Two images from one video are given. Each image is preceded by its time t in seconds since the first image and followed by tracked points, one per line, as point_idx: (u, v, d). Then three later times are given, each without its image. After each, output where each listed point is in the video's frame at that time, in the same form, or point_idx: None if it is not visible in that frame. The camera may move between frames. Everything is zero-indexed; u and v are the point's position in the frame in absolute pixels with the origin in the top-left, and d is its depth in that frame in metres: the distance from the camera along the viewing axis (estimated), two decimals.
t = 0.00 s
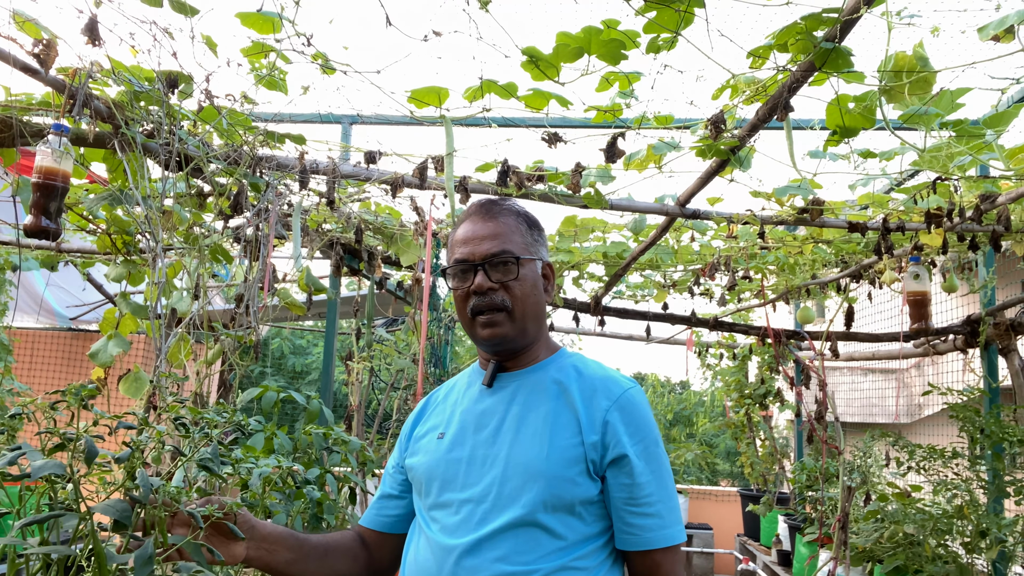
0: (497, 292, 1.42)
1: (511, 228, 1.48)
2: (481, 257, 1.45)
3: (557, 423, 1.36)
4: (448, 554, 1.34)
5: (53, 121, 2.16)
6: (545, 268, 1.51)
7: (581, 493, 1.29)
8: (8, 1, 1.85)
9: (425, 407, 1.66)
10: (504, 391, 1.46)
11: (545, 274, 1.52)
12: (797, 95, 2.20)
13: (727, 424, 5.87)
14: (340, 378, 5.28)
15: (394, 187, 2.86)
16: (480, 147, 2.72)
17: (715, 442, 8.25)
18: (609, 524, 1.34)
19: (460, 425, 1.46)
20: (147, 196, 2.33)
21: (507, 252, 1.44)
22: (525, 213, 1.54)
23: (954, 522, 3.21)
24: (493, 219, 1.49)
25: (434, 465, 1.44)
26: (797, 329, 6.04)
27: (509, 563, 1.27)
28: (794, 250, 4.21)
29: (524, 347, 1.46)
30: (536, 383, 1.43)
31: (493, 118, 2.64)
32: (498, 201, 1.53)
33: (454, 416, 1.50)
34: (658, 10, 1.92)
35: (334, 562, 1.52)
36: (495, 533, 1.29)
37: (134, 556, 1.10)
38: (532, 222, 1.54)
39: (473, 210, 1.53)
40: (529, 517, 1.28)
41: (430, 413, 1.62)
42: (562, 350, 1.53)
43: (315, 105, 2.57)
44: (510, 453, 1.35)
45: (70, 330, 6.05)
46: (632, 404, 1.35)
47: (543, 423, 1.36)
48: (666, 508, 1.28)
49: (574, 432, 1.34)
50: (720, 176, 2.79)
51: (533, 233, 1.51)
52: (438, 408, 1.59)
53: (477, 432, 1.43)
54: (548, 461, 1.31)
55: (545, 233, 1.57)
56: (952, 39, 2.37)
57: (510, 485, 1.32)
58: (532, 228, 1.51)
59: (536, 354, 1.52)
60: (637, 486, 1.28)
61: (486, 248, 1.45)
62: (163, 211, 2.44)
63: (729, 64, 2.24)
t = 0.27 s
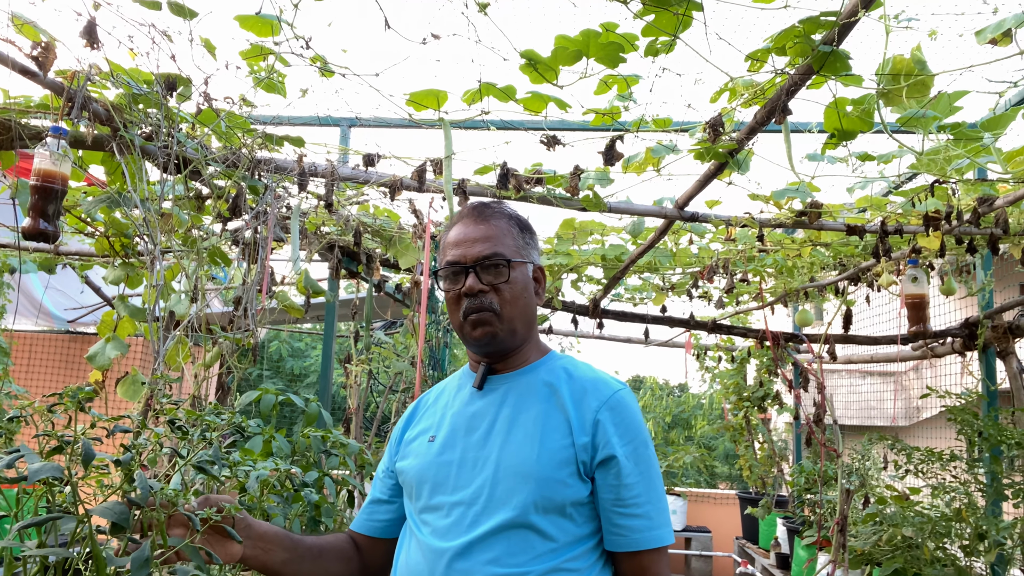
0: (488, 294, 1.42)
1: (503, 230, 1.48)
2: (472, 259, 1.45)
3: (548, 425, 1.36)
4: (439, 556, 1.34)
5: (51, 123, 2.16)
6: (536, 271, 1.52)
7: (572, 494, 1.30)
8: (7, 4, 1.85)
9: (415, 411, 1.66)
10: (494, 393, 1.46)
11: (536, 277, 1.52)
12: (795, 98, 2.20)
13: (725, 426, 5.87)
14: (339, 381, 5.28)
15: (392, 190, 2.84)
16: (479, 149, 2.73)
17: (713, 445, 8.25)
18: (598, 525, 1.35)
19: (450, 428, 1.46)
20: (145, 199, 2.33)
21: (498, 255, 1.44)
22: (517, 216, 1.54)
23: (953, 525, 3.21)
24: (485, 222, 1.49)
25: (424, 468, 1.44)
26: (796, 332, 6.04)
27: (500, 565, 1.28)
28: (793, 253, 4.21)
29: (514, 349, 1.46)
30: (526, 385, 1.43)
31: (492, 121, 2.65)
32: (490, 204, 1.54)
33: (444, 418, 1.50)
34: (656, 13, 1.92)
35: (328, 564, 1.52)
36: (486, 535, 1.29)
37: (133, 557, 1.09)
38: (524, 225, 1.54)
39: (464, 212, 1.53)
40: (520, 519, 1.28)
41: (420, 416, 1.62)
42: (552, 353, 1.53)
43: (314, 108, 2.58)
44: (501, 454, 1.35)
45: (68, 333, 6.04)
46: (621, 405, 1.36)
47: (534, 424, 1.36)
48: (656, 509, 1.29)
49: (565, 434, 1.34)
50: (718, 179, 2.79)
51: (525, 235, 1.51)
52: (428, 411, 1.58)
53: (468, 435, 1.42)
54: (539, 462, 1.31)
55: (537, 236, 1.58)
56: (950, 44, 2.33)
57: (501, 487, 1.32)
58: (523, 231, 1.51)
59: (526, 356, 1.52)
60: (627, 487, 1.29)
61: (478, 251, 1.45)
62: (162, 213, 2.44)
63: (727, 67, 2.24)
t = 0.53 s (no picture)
0: (481, 297, 1.42)
1: (496, 233, 1.48)
2: (465, 262, 1.45)
3: (540, 427, 1.36)
4: (431, 558, 1.34)
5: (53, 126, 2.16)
6: (528, 274, 1.52)
7: (564, 495, 1.30)
8: (9, 7, 1.86)
9: (407, 413, 1.65)
10: (486, 396, 1.46)
11: (529, 280, 1.52)
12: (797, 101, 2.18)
13: (727, 429, 5.86)
14: (340, 383, 5.27)
15: (394, 192, 2.84)
16: (481, 152, 2.74)
17: (715, 447, 8.23)
18: (590, 526, 1.35)
19: (442, 430, 1.46)
20: (147, 202, 2.33)
21: (491, 258, 1.44)
22: (510, 218, 1.54)
23: (955, 528, 3.21)
24: (478, 225, 1.49)
25: (416, 470, 1.44)
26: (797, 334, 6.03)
27: (492, 566, 1.28)
28: (794, 255, 4.21)
29: (507, 352, 1.46)
30: (518, 387, 1.43)
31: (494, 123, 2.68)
32: (483, 206, 1.53)
33: (436, 421, 1.50)
34: (657, 16, 1.93)
35: (325, 568, 1.52)
36: (479, 536, 1.29)
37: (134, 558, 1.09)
38: (517, 227, 1.53)
39: (458, 214, 1.53)
40: (511, 520, 1.28)
41: (411, 419, 1.62)
42: (544, 355, 1.53)
43: (315, 111, 2.58)
44: (493, 456, 1.35)
45: (70, 336, 6.04)
46: (612, 407, 1.36)
47: (526, 426, 1.36)
48: (646, 509, 1.30)
49: (556, 435, 1.34)
50: (720, 181, 2.79)
51: (518, 238, 1.51)
52: (420, 413, 1.58)
53: (460, 437, 1.42)
54: (531, 464, 1.31)
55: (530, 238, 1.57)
56: (952, 45, 2.37)
57: (493, 489, 1.32)
58: (516, 233, 1.51)
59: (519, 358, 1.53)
60: (617, 488, 1.30)
61: (471, 254, 1.45)
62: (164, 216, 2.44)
63: (728, 69, 2.25)
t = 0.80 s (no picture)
0: (478, 301, 1.42)
1: (493, 238, 1.48)
2: (462, 266, 1.45)
3: (535, 428, 1.36)
4: (427, 559, 1.34)
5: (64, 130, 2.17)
6: (524, 278, 1.52)
7: (559, 497, 1.30)
8: (20, 12, 1.88)
9: (404, 416, 1.66)
10: (482, 398, 1.46)
11: (524, 284, 1.53)
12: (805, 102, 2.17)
13: (735, 431, 5.84)
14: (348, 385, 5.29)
15: (402, 195, 2.87)
16: (487, 155, 2.73)
17: (723, 449, 8.21)
18: (584, 528, 1.36)
19: (439, 432, 1.46)
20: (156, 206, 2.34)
21: (488, 262, 1.45)
22: (506, 223, 1.55)
23: (965, 531, 3.19)
24: (475, 229, 1.49)
25: (413, 471, 1.44)
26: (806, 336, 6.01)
27: (488, 567, 1.28)
28: (802, 257, 4.19)
29: (502, 355, 1.47)
30: (514, 390, 1.44)
31: (501, 126, 2.69)
32: (480, 211, 1.54)
33: (433, 423, 1.50)
34: (664, 18, 1.93)
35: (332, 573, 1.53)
36: (474, 537, 1.29)
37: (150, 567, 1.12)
38: (513, 232, 1.54)
39: (455, 219, 1.53)
40: (506, 521, 1.28)
41: (408, 421, 1.62)
42: (539, 358, 1.53)
43: (323, 114, 2.59)
44: (489, 457, 1.35)
45: (81, 339, 6.08)
46: (607, 409, 1.37)
47: (522, 428, 1.37)
48: (639, 510, 1.30)
49: (551, 437, 1.35)
50: (728, 183, 2.78)
51: (514, 243, 1.52)
52: (417, 416, 1.59)
53: (456, 439, 1.42)
54: (526, 465, 1.31)
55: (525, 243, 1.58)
56: (960, 46, 2.35)
57: (488, 490, 1.32)
58: (512, 238, 1.52)
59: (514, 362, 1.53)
60: (611, 489, 1.30)
61: (468, 258, 1.46)
62: (173, 219, 2.46)
63: (736, 71, 2.24)
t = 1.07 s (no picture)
0: (481, 304, 1.42)
1: (496, 242, 1.49)
2: (465, 270, 1.45)
3: (537, 430, 1.36)
4: (429, 560, 1.34)
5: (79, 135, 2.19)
6: (527, 282, 1.52)
7: (561, 498, 1.30)
8: (37, 19, 1.90)
9: (408, 418, 1.66)
10: (485, 401, 1.46)
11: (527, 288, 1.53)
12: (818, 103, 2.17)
13: (748, 434, 5.80)
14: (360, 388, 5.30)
15: (414, 198, 2.90)
16: (499, 157, 2.75)
17: (736, 452, 8.17)
18: (586, 530, 1.35)
19: (441, 435, 1.46)
20: (171, 210, 2.36)
21: (491, 266, 1.45)
22: (509, 227, 1.55)
23: (981, 534, 3.17)
24: (478, 233, 1.50)
25: (415, 473, 1.45)
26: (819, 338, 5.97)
27: (490, 568, 1.28)
28: (815, 258, 4.17)
29: (505, 359, 1.47)
30: (516, 392, 1.44)
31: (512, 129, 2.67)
32: (483, 215, 1.54)
33: (435, 425, 1.50)
34: (676, 20, 1.92)
35: None
36: (477, 539, 1.30)
37: None
38: (516, 236, 1.54)
39: (458, 223, 1.53)
40: (507, 522, 1.28)
41: (412, 424, 1.63)
42: (542, 361, 1.53)
43: (335, 118, 2.60)
44: (491, 459, 1.35)
45: (95, 341, 6.13)
46: (609, 412, 1.37)
47: (524, 429, 1.37)
48: (639, 512, 1.30)
49: (551, 438, 1.35)
50: (739, 185, 2.78)
51: (516, 247, 1.52)
52: (420, 418, 1.59)
53: (459, 441, 1.43)
54: (527, 466, 1.32)
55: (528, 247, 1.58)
56: (976, 46, 2.30)
57: (490, 492, 1.32)
58: (515, 242, 1.52)
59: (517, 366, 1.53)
60: (611, 490, 1.30)
61: (471, 262, 1.46)
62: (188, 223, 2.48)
63: (747, 71, 2.24)
